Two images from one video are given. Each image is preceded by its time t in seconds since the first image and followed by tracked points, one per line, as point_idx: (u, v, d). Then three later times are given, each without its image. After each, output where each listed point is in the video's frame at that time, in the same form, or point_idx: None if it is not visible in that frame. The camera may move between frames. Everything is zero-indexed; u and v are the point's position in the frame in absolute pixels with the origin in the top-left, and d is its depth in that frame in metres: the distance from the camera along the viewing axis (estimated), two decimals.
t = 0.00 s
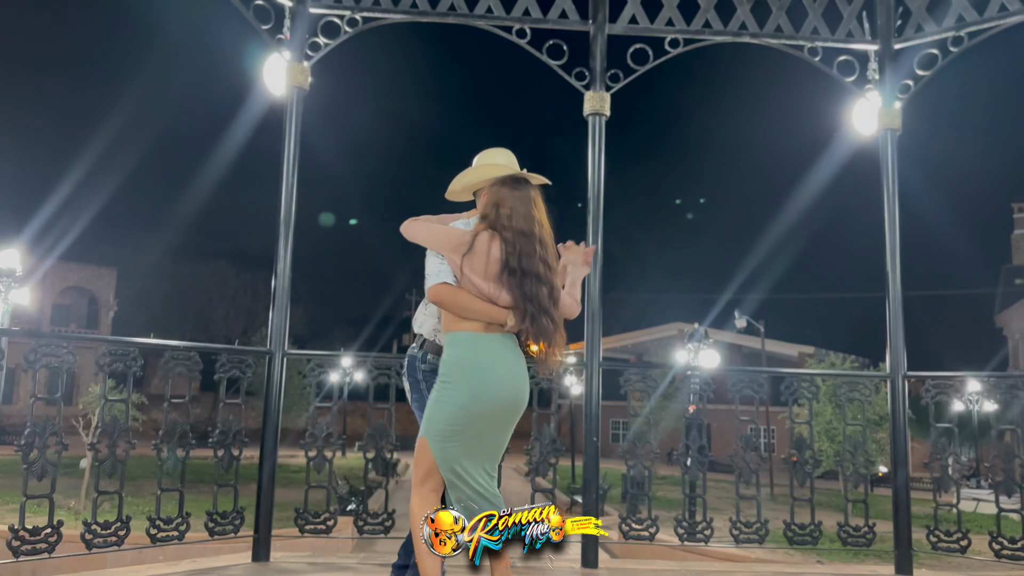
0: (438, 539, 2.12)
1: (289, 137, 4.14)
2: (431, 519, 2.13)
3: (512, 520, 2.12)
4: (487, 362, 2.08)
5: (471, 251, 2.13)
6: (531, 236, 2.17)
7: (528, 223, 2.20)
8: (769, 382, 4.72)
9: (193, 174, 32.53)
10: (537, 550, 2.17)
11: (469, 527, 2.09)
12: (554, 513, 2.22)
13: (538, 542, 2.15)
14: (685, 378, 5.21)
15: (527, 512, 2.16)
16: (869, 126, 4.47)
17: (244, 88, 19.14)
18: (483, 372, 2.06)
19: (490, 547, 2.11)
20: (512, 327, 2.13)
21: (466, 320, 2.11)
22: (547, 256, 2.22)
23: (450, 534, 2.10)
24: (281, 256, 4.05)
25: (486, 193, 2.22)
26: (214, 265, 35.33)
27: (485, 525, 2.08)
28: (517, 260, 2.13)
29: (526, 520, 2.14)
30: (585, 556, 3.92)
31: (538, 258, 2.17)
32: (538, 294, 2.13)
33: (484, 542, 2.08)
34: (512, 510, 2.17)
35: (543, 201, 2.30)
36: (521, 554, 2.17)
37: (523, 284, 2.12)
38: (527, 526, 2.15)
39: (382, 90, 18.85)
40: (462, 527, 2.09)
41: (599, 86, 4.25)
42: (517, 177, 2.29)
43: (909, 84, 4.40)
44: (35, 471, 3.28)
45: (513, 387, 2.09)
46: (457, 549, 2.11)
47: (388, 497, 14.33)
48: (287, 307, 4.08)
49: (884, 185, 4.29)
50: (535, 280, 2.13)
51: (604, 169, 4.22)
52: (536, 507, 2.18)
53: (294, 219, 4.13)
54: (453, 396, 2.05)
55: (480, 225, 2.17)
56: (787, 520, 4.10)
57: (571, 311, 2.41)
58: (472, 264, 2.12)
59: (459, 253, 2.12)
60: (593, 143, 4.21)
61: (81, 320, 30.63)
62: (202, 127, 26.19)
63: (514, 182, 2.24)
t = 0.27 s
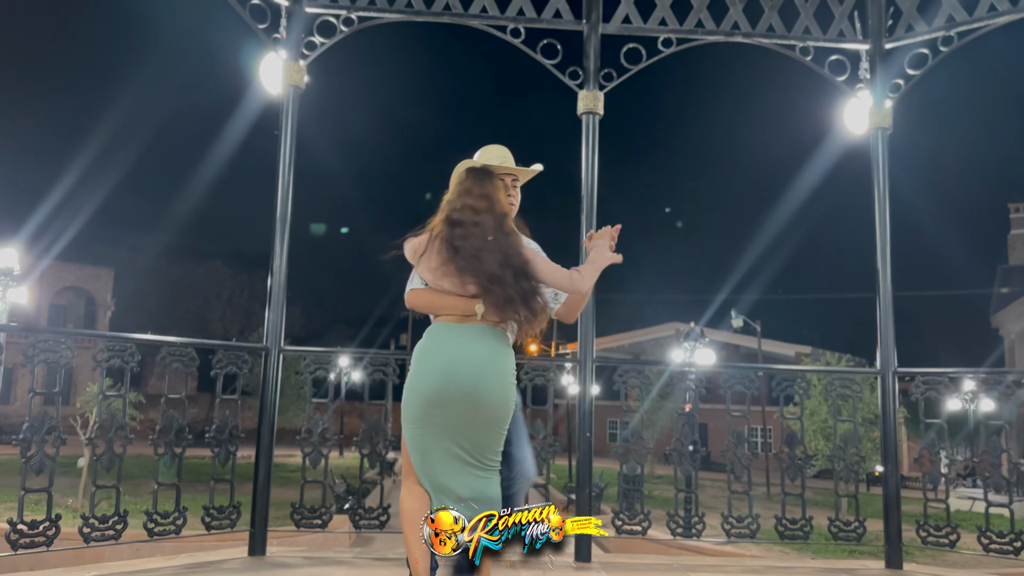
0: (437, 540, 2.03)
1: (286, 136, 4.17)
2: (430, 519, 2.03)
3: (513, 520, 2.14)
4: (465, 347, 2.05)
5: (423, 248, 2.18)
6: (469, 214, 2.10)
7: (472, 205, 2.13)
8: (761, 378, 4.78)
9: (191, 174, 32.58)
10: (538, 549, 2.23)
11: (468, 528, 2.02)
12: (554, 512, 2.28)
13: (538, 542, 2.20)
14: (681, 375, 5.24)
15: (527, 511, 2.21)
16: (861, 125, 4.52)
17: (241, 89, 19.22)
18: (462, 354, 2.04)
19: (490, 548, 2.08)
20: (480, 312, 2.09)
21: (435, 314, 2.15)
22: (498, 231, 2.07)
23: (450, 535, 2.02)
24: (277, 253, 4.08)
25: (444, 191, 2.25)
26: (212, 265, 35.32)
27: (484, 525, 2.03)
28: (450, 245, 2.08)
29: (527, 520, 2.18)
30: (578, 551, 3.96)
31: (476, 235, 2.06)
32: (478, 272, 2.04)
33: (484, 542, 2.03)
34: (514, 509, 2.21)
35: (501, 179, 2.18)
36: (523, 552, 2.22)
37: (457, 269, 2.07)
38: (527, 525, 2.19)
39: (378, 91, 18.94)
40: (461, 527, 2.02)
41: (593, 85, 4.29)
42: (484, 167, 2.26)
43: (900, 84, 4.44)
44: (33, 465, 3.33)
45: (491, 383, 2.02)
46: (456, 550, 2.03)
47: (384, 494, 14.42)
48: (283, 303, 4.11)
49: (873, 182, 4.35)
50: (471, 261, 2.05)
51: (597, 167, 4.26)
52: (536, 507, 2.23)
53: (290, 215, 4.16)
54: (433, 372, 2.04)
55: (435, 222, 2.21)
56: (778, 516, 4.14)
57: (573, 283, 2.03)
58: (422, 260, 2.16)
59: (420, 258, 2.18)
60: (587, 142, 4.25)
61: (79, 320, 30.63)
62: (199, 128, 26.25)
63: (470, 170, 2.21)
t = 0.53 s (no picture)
0: (439, 539, 2.24)
1: (284, 135, 4.22)
2: (432, 520, 2.25)
3: (512, 520, 2.18)
4: (476, 332, 2.21)
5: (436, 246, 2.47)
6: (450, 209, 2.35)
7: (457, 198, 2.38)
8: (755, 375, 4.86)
9: (188, 173, 32.54)
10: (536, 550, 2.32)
11: (467, 528, 2.20)
12: (554, 513, 2.35)
13: (537, 542, 2.29)
14: (676, 371, 5.32)
15: (528, 511, 2.23)
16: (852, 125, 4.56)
17: (240, 88, 19.18)
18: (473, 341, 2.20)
19: (490, 548, 2.21)
20: (485, 296, 2.25)
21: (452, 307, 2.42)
22: (481, 219, 2.31)
23: (450, 535, 2.22)
24: (276, 251, 4.12)
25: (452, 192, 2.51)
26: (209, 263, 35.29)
27: (484, 526, 2.17)
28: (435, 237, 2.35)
29: (526, 520, 2.22)
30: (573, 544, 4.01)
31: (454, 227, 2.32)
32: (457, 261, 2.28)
33: (484, 542, 2.17)
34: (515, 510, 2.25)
35: (487, 168, 2.39)
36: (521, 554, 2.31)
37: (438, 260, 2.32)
38: (527, 526, 2.25)
39: (377, 90, 18.96)
40: (461, 527, 2.20)
41: (588, 85, 4.34)
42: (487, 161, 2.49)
43: (892, 83, 4.47)
44: (37, 460, 3.39)
45: (501, 370, 2.15)
46: (457, 549, 2.22)
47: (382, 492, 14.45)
48: (282, 300, 4.16)
49: (865, 181, 4.41)
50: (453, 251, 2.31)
51: (592, 166, 4.30)
52: (536, 509, 2.28)
53: (289, 214, 4.20)
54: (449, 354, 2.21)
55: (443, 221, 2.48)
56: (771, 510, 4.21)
57: (541, 257, 2.11)
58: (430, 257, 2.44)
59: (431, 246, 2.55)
60: (582, 141, 4.31)
61: (76, 319, 30.59)
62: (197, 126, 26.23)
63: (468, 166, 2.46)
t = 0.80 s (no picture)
0: (438, 539, 2.09)
1: (279, 135, 4.28)
2: (431, 520, 2.10)
3: (511, 519, 2.00)
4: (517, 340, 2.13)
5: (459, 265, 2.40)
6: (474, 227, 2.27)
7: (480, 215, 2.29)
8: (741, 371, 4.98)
9: (183, 172, 32.76)
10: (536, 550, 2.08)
11: (468, 528, 2.06)
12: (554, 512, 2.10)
13: (537, 543, 2.05)
14: (666, 368, 5.41)
15: (527, 511, 2.02)
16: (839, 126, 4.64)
17: (235, 89, 19.46)
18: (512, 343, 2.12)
19: (491, 548, 2.02)
20: (508, 316, 2.19)
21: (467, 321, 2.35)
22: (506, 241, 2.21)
23: (450, 535, 2.08)
24: (272, 249, 4.20)
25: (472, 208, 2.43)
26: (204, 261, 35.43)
27: (484, 526, 2.02)
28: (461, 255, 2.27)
29: (526, 521, 2.01)
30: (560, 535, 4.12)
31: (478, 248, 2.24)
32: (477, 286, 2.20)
33: (484, 543, 2.01)
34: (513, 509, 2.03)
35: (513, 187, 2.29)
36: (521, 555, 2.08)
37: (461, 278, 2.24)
38: (526, 527, 2.02)
39: (372, 88, 19.08)
40: (462, 527, 2.07)
41: (579, 86, 4.42)
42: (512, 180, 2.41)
43: (876, 85, 4.58)
44: (39, 454, 3.47)
45: (528, 378, 2.04)
46: (457, 549, 2.08)
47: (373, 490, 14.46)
48: (277, 296, 4.23)
49: (851, 179, 4.49)
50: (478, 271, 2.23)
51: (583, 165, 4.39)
52: (537, 506, 2.03)
53: (285, 213, 4.27)
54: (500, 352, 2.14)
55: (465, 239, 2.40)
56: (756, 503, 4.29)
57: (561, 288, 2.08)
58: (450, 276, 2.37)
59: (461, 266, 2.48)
60: (573, 141, 4.39)
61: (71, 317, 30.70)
62: (191, 124, 26.27)
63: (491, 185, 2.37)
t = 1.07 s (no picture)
0: (438, 538, 2.58)
1: (267, 131, 4.35)
2: (431, 521, 2.59)
3: (511, 521, 2.45)
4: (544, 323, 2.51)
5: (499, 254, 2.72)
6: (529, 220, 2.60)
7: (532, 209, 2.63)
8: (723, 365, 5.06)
9: (171, 168, 32.58)
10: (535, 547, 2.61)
11: (467, 529, 2.56)
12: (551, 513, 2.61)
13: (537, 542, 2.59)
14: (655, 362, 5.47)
15: (527, 511, 2.48)
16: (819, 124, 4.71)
17: (221, 84, 19.32)
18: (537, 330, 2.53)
19: (490, 546, 2.51)
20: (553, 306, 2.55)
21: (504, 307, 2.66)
22: (559, 234, 2.57)
23: (450, 535, 2.57)
24: (260, 244, 4.26)
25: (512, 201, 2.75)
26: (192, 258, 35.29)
27: (484, 525, 2.51)
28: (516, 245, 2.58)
29: (526, 520, 2.48)
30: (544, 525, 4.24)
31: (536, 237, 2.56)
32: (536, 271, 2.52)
33: (484, 542, 2.50)
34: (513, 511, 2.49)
35: (559, 189, 2.66)
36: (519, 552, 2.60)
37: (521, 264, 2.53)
38: (526, 526, 2.50)
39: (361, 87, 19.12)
40: (461, 528, 2.56)
41: (563, 84, 4.49)
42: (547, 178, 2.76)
43: (855, 84, 4.65)
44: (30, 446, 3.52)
45: (544, 370, 2.45)
46: (456, 549, 2.57)
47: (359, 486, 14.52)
48: (265, 289, 4.29)
49: (830, 177, 4.57)
50: (535, 257, 2.53)
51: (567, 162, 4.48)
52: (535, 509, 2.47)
53: (273, 209, 4.32)
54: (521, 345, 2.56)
55: (507, 230, 2.71)
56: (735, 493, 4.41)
57: (618, 273, 2.46)
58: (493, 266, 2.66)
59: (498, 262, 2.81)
60: (557, 139, 4.46)
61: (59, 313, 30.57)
62: (180, 122, 26.21)
63: (531, 182, 2.71)
